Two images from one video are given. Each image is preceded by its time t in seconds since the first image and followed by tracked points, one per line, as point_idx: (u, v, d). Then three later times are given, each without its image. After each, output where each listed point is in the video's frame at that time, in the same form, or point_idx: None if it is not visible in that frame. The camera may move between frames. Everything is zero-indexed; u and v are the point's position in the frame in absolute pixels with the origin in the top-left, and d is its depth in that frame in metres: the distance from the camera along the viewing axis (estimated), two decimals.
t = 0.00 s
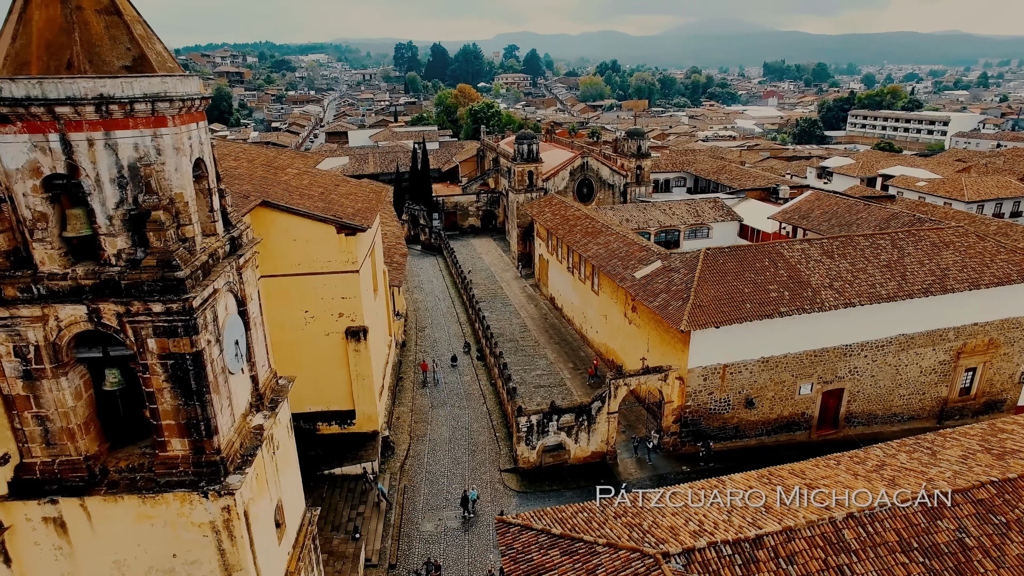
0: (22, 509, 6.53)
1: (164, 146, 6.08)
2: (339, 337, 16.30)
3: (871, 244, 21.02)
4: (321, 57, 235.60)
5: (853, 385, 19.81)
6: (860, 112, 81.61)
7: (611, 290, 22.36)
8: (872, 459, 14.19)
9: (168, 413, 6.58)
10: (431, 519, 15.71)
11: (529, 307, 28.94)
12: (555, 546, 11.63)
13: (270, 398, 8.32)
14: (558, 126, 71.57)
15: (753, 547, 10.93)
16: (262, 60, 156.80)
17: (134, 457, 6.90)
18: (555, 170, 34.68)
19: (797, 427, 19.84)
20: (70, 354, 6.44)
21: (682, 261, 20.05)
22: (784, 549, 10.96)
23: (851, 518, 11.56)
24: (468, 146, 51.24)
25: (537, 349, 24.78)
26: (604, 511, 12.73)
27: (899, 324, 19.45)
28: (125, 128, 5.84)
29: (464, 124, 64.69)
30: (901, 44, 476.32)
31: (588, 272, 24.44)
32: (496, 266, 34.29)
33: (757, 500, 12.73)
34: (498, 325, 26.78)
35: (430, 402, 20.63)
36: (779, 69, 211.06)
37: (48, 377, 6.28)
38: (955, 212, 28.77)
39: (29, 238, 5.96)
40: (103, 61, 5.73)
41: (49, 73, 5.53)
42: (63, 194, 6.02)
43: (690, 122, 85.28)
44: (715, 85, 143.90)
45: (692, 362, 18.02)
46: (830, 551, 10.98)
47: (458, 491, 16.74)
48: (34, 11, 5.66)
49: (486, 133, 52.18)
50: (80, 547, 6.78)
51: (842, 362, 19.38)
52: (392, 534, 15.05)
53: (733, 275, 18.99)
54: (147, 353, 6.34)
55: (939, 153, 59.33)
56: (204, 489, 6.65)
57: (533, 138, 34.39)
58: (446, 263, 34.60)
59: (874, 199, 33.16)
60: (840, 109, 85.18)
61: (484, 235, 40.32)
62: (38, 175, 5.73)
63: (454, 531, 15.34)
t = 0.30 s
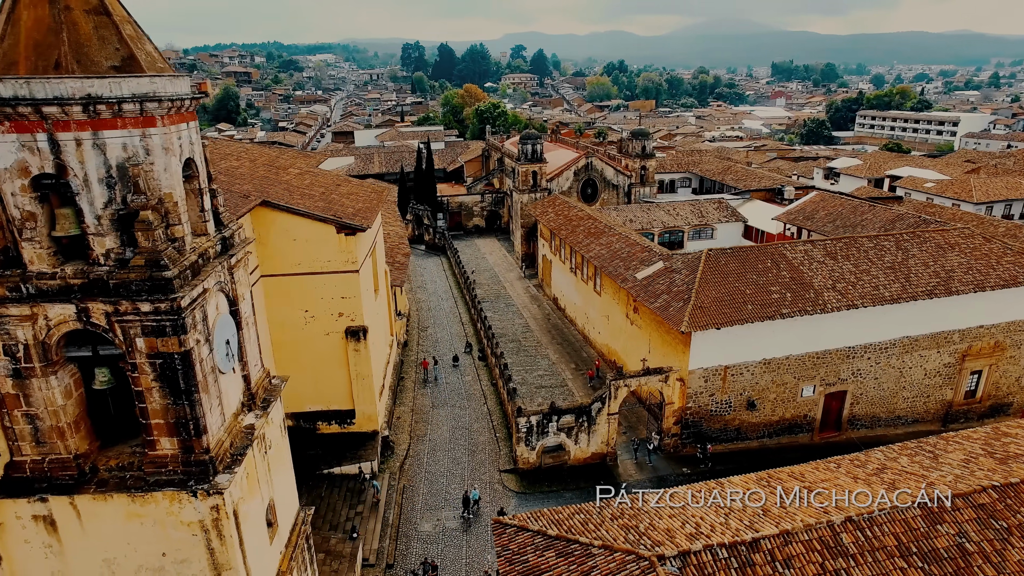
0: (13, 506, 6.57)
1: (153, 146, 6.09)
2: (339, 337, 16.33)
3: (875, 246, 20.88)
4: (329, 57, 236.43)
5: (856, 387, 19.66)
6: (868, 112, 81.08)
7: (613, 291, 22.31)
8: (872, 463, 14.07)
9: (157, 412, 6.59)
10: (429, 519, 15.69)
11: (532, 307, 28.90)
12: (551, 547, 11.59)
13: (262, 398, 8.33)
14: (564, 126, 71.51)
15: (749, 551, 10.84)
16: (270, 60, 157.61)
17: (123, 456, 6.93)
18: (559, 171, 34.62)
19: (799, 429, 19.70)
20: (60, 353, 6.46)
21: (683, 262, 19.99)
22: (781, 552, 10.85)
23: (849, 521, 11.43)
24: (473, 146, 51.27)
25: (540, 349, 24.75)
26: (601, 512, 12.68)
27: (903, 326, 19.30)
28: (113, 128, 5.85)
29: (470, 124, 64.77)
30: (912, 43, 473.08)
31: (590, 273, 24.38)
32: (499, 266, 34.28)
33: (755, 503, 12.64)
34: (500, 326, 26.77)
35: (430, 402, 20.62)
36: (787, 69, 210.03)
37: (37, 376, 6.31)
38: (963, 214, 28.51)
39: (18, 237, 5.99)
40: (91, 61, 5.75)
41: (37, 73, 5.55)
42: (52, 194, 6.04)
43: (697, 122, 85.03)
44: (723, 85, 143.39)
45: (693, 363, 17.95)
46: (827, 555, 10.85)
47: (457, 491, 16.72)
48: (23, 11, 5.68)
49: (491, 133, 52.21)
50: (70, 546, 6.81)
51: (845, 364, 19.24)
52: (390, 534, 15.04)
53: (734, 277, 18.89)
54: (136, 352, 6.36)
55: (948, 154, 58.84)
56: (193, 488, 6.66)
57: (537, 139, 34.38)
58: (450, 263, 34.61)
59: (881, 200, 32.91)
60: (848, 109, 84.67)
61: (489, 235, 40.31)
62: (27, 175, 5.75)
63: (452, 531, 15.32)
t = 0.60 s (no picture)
0: (2, 505, 6.60)
1: (141, 146, 6.10)
2: (338, 337, 16.34)
3: (878, 247, 20.74)
4: (336, 57, 236.88)
5: (858, 390, 19.52)
6: (876, 112, 80.58)
7: (615, 291, 22.26)
8: (872, 466, 13.96)
9: (145, 412, 6.60)
10: (427, 519, 15.68)
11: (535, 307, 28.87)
12: (546, 549, 11.55)
13: (254, 398, 8.34)
14: (570, 126, 71.42)
15: (745, 554, 10.76)
16: (277, 60, 158.22)
17: (113, 455, 6.95)
18: (562, 171, 34.55)
19: (801, 431, 19.58)
20: (48, 353, 6.49)
21: (685, 263, 19.93)
22: (777, 556, 10.76)
23: (847, 525, 11.32)
24: (478, 146, 51.28)
25: (542, 349, 24.71)
26: (597, 514, 12.63)
27: (906, 328, 19.14)
28: (100, 128, 5.87)
29: (475, 124, 64.81)
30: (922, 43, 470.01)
31: (592, 273, 24.32)
32: (503, 266, 34.27)
33: (753, 506, 12.54)
34: (502, 326, 26.75)
35: (430, 403, 20.61)
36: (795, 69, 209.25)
37: (26, 375, 6.34)
38: (970, 215, 28.26)
39: (6, 236, 6.01)
40: (79, 62, 5.77)
41: (23, 74, 5.57)
42: (40, 193, 6.07)
43: (703, 123, 84.78)
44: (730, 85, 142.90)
45: (693, 365, 17.86)
46: (824, 559, 10.75)
47: (455, 491, 16.71)
48: (10, 11, 5.69)
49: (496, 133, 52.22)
50: (59, 543, 6.83)
51: (847, 367, 19.11)
52: (388, 534, 15.05)
53: (735, 278, 18.80)
54: (124, 351, 6.37)
55: (957, 154, 58.38)
56: (181, 488, 6.67)
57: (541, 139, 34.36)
58: (453, 263, 34.62)
59: (886, 201, 32.70)
60: (856, 109, 84.16)
61: (493, 235, 40.30)
62: (14, 175, 5.77)
63: (449, 532, 15.30)
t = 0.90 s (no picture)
0: None
1: (129, 146, 6.12)
2: (337, 336, 16.35)
3: (882, 248, 20.59)
4: (343, 57, 237.40)
5: (860, 392, 19.38)
6: (884, 112, 80.05)
7: (616, 292, 22.20)
8: (872, 469, 13.85)
9: (133, 411, 6.61)
10: (425, 519, 15.68)
11: (537, 307, 28.83)
12: (541, 550, 11.52)
13: (246, 397, 8.34)
14: (575, 126, 71.31)
15: (740, 557, 10.68)
16: (284, 60, 158.73)
17: (102, 454, 6.98)
18: (566, 171, 34.51)
19: (802, 433, 19.45)
20: (37, 352, 6.52)
21: (686, 264, 19.85)
22: (773, 559, 10.68)
23: (844, 529, 11.21)
24: (483, 146, 51.28)
25: (543, 350, 24.66)
26: (593, 516, 12.58)
27: (909, 330, 18.99)
28: (87, 128, 5.88)
29: (481, 124, 64.82)
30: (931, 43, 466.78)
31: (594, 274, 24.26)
32: (506, 266, 34.25)
33: (750, 509, 12.47)
34: (504, 326, 26.74)
35: (430, 403, 20.62)
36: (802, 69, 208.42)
37: (14, 374, 6.37)
38: (978, 216, 28.00)
39: None
40: (66, 62, 5.79)
41: (10, 74, 5.59)
42: (28, 193, 6.09)
43: (709, 123, 84.51)
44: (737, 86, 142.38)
45: (694, 366, 17.78)
46: (820, 562, 10.66)
47: (453, 492, 16.70)
48: None
49: (500, 133, 52.21)
50: (48, 542, 6.86)
51: (850, 368, 18.98)
52: (385, 533, 15.05)
53: (737, 279, 18.71)
54: (111, 351, 6.38)
55: (966, 155, 57.93)
56: (169, 487, 6.68)
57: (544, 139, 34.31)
58: (457, 263, 34.62)
59: (892, 202, 32.47)
60: (864, 110, 83.64)
61: (496, 235, 40.29)
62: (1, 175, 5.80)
63: (447, 532, 15.30)
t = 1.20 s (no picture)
0: None
1: (116, 146, 6.12)
2: (335, 336, 16.35)
3: (884, 249, 20.45)
4: (350, 57, 237.66)
5: (862, 394, 19.26)
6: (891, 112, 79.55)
7: (617, 293, 22.12)
8: (871, 472, 13.75)
9: (120, 411, 6.62)
10: (422, 520, 15.66)
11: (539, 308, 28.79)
12: (535, 552, 11.48)
13: (236, 397, 8.34)
14: (580, 126, 71.23)
15: (735, 560, 10.60)
16: (290, 60, 159.22)
17: (90, 454, 7.00)
18: (569, 171, 34.47)
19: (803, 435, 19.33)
20: (25, 352, 6.54)
21: (686, 265, 19.78)
22: (769, 562, 10.60)
23: (841, 532, 11.12)
24: (487, 146, 51.27)
25: (544, 350, 24.61)
26: (589, 517, 12.54)
27: (911, 332, 18.84)
28: (73, 128, 5.90)
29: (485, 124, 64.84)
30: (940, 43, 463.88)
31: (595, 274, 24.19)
32: (508, 267, 34.23)
33: (747, 511, 12.38)
34: (505, 326, 26.70)
35: (429, 403, 20.60)
36: (810, 69, 207.42)
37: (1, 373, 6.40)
38: (983, 217, 27.78)
39: None
40: (52, 62, 5.80)
41: None
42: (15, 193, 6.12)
43: (715, 124, 84.25)
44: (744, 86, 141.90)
45: (693, 367, 17.70)
46: (816, 566, 10.57)
47: (451, 492, 16.68)
48: None
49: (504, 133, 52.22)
50: (36, 541, 6.89)
51: (851, 370, 18.85)
52: (382, 533, 15.03)
53: (737, 280, 18.62)
54: (98, 350, 6.39)
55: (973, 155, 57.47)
56: (156, 487, 6.68)
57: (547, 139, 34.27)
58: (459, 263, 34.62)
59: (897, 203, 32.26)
60: (870, 110, 83.15)
61: (500, 235, 40.28)
62: None
63: (444, 533, 15.27)
